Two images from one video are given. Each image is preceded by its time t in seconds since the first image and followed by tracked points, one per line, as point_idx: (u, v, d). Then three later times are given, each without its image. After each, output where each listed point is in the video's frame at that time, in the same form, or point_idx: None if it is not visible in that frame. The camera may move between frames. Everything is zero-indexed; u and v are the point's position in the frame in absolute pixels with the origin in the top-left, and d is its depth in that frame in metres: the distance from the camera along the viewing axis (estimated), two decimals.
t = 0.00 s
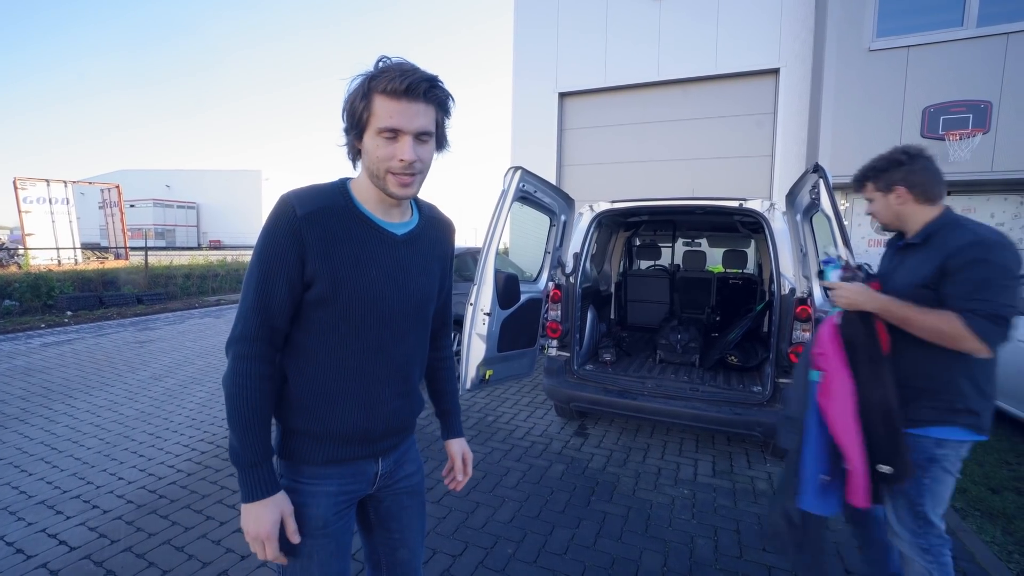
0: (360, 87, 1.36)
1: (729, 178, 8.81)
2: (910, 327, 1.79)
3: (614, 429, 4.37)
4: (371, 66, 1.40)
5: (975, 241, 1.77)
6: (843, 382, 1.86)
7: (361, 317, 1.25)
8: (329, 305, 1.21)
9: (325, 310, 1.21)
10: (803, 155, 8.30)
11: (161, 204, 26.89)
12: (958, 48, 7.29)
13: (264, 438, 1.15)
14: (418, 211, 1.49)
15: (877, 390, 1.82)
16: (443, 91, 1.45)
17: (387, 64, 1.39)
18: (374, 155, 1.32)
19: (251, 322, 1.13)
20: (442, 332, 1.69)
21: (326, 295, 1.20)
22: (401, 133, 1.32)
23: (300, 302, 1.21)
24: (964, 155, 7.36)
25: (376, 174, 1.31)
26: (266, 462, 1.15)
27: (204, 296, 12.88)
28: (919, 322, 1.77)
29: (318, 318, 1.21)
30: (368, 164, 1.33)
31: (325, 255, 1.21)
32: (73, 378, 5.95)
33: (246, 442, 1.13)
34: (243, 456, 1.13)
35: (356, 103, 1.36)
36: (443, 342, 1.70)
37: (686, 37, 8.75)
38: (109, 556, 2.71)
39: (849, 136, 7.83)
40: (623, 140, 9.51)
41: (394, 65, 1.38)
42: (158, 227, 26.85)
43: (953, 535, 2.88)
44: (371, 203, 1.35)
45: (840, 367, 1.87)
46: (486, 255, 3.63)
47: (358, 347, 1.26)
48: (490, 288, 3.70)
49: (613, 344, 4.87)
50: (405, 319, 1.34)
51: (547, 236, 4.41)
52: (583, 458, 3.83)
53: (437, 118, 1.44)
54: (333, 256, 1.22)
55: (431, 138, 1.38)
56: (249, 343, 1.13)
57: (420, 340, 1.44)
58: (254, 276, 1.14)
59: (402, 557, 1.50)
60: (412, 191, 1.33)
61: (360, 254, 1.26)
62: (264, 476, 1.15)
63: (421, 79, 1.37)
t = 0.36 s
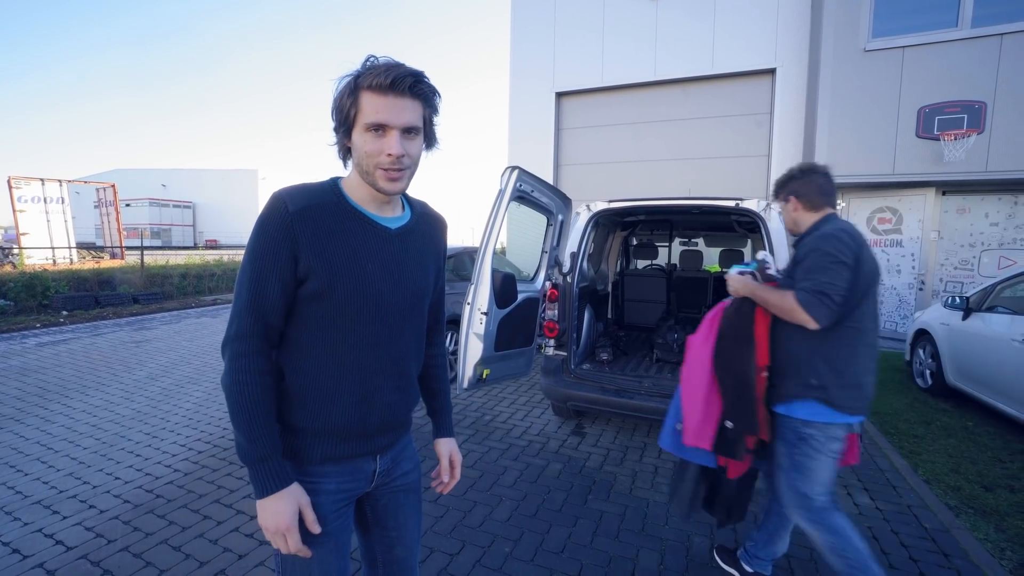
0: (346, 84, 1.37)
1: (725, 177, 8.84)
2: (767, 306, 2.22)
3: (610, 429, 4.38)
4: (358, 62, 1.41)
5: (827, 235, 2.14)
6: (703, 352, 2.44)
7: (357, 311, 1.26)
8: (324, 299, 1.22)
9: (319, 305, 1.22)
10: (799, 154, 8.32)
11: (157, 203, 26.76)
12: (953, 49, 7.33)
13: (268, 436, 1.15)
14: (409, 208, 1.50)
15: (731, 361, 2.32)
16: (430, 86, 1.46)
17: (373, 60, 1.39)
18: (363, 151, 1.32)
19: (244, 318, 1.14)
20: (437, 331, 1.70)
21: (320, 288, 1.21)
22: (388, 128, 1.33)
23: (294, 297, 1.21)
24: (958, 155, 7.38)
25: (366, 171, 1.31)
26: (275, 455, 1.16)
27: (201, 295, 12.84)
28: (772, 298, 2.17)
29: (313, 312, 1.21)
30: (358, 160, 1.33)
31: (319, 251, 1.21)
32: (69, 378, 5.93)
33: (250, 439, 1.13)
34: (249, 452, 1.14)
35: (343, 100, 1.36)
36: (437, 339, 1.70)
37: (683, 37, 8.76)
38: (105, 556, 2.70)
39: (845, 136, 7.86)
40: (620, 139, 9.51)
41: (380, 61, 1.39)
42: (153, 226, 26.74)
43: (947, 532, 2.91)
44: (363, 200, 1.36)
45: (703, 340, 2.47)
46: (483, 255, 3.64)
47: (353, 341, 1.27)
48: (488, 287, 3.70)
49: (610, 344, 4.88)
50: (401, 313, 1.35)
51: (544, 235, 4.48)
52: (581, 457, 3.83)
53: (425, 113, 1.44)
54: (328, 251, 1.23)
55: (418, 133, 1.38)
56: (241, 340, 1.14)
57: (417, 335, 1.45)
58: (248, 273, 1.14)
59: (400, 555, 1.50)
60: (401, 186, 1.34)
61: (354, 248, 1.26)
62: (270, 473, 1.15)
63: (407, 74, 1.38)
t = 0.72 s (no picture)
0: (340, 84, 1.38)
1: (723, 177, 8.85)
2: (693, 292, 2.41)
3: (609, 429, 4.39)
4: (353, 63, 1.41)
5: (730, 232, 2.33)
6: (647, 325, 2.67)
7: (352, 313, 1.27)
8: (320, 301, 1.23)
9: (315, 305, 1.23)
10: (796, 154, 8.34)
11: (155, 204, 26.69)
12: (948, 49, 7.37)
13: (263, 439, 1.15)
14: (400, 208, 1.50)
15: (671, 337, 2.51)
16: (425, 88, 1.46)
17: (367, 61, 1.40)
18: (356, 153, 1.32)
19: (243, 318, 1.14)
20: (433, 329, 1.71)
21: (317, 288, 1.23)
22: (380, 129, 1.33)
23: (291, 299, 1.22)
24: (954, 154, 7.44)
25: (356, 172, 1.31)
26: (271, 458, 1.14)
27: (199, 296, 12.80)
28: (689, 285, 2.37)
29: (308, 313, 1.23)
30: (349, 162, 1.33)
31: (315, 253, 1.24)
32: (66, 380, 5.92)
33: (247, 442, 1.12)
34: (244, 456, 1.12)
35: (335, 101, 1.37)
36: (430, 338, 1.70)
37: (680, 37, 8.77)
38: (103, 558, 2.70)
39: (842, 136, 7.90)
40: (618, 139, 9.52)
41: (375, 63, 1.39)
42: (151, 227, 26.67)
43: (944, 531, 2.92)
44: (355, 202, 1.36)
45: (650, 316, 2.69)
46: (480, 255, 3.64)
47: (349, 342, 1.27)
48: (485, 288, 3.70)
49: (607, 344, 4.89)
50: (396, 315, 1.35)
51: (541, 236, 4.48)
52: (579, 457, 3.84)
53: (420, 117, 1.44)
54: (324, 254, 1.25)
55: (412, 135, 1.38)
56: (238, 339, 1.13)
57: (411, 336, 1.45)
58: (244, 271, 1.17)
59: (395, 554, 1.51)
60: (393, 189, 1.32)
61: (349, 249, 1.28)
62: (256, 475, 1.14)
63: (401, 77, 1.38)
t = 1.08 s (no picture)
0: (344, 82, 1.38)
1: (720, 179, 8.86)
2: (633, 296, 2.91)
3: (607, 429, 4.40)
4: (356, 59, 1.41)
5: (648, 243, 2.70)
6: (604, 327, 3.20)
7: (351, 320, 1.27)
8: (322, 310, 1.22)
9: (312, 314, 1.21)
10: (794, 156, 8.36)
11: (153, 205, 26.65)
12: (945, 53, 7.42)
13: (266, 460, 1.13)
14: (398, 210, 1.51)
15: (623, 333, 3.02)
16: (430, 89, 1.47)
17: (371, 59, 1.40)
18: (358, 152, 1.33)
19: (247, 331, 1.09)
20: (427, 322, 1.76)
21: (316, 297, 1.21)
22: (385, 130, 1.34)
23: (290, 308, 1.19)
24: (951, 157, 7.45)
25: (360, 174, 1.32)
26: (274, 480, 1.13)
27: (196, 298, 12.78)
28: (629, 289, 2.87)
29: (307, 322, 1.21)
30: (352, 160, 1.33)
31: (316, 262, 1.21)
32: (64, 381, 5.91)
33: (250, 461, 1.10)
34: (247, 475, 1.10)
35: (339, 98, 1.37)
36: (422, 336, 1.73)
37: (679, 40, 8.80)
38: (101, 559, 2.70)
39: (839, 139, 7.93)
40: (616, 141, 9.54)
41: (379, 60, 1.39)
42: (149, 228, 26.63)
43: (940, 531, 2.93)
44: (356, 202, 1.35)
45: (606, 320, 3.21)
46: (479, 256, 3.65)
47: (345, 349, 1.27)
48: (484, 289, 3.72)
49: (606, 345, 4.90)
50: (394, 321, 1.37)
51: (540, 237, 4.49)
52: (577, 458, 3.85)
53: (423, 117, 1.46)
54: (325, 263, 1.22)
55: (415, 136, 1.40)
56: (226, 357, 1.07)
57: (406, 339, 1.47)
58: (239, 279, 1.09)
59: (392, 555, 1.52)
60: (396, 191, 1.34)
61: (348, 255, 1.27)
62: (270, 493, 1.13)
63: (407, 76, 1.39)
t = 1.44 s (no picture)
0: (342, 74, 1.34)
1: (720, 177, 8.86)
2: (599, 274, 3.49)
3: (606, 427, 4.42)
4: (355, 51, 1.37)
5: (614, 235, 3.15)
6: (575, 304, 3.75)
7: (343, 320, 1.27)
8: (313, 310, 1.22)
9: (303, 314, 1.22)
10: (793, 155, 8.37)
11: (151, 204, 26.61)
12: (944, 51, 7.42)
13: (262, 466, 1.13)
14: (394, 206, 1.51)
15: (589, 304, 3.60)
16: (431, 83, 1.45)
17: (372, 50, 1.37)
18: (358, 148, 1.30)
19: (235, 334, 1.10)
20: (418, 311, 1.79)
21: (307, 299, 1.21)
22: (387, 125, 1.31)
23: (280, 308, 1.20)
24: (950, 156, 7.48)
25: (358, 169, 1.30)
26: (267, 485, 1.13)
27: (196, 296, 12.76)
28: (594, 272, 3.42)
29: (298, 321, 1.22)
30: (351, 156, 1.30)
31: (307, 263, 1.21)
32: (63, 379, 5.91)
33: (245, 465, 1.10)
34: (241, 480, 1.10)
35: (337, 91, 1.33)
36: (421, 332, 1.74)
37: (678, 38, 8.80)
38: (102, 555, 2.71)
39: (839, 137, 7.94)
40: (616, 140, 9.54)
41: (380, 52, 1.36)
42: (147, 226, 26.59)
43: (936, 529, 2.95)
44: (349, 198, 1.35)
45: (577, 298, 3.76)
46: (479, 254, 3.66)
47: (337, 348, 1.27)
48: (484, 287, 3.73)
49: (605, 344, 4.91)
50: (388, 320, 1.37)
51: (540, 236, 4.49)
52: (575, 456, 3.86)
53: (422, 112, 1.44)
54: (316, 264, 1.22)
55: (415, 131, 1.38)
56: (216, 359, 1.09)
57: (402, 337, 1.47)
58: (227, 280, 1.10)
59: (386, 551, 1.53)
60: (394, 188, 1.34)
61: (339, 255, 1.26)
62: (272, 495, 1.14)
63: (409, 70, 1.36)
